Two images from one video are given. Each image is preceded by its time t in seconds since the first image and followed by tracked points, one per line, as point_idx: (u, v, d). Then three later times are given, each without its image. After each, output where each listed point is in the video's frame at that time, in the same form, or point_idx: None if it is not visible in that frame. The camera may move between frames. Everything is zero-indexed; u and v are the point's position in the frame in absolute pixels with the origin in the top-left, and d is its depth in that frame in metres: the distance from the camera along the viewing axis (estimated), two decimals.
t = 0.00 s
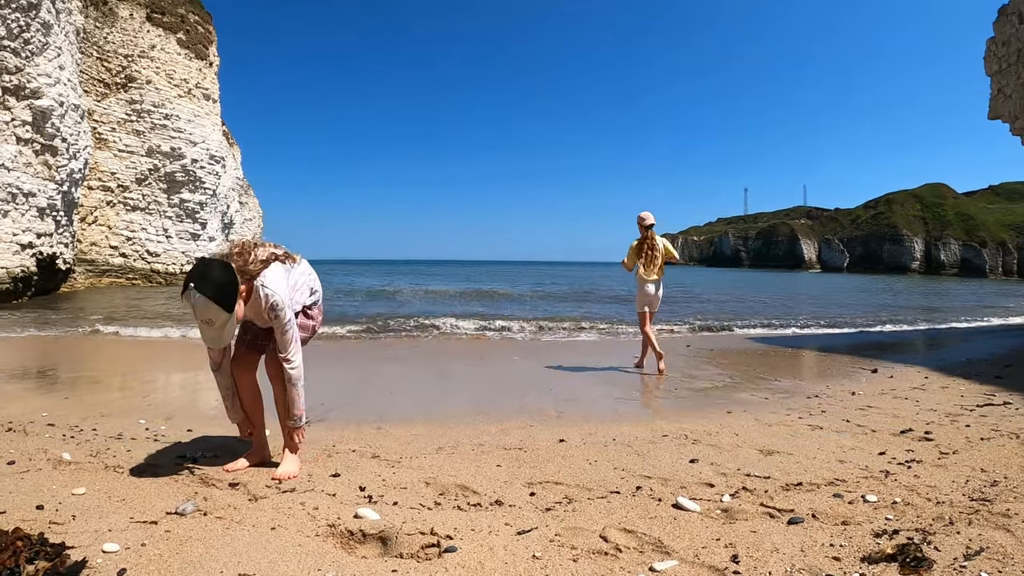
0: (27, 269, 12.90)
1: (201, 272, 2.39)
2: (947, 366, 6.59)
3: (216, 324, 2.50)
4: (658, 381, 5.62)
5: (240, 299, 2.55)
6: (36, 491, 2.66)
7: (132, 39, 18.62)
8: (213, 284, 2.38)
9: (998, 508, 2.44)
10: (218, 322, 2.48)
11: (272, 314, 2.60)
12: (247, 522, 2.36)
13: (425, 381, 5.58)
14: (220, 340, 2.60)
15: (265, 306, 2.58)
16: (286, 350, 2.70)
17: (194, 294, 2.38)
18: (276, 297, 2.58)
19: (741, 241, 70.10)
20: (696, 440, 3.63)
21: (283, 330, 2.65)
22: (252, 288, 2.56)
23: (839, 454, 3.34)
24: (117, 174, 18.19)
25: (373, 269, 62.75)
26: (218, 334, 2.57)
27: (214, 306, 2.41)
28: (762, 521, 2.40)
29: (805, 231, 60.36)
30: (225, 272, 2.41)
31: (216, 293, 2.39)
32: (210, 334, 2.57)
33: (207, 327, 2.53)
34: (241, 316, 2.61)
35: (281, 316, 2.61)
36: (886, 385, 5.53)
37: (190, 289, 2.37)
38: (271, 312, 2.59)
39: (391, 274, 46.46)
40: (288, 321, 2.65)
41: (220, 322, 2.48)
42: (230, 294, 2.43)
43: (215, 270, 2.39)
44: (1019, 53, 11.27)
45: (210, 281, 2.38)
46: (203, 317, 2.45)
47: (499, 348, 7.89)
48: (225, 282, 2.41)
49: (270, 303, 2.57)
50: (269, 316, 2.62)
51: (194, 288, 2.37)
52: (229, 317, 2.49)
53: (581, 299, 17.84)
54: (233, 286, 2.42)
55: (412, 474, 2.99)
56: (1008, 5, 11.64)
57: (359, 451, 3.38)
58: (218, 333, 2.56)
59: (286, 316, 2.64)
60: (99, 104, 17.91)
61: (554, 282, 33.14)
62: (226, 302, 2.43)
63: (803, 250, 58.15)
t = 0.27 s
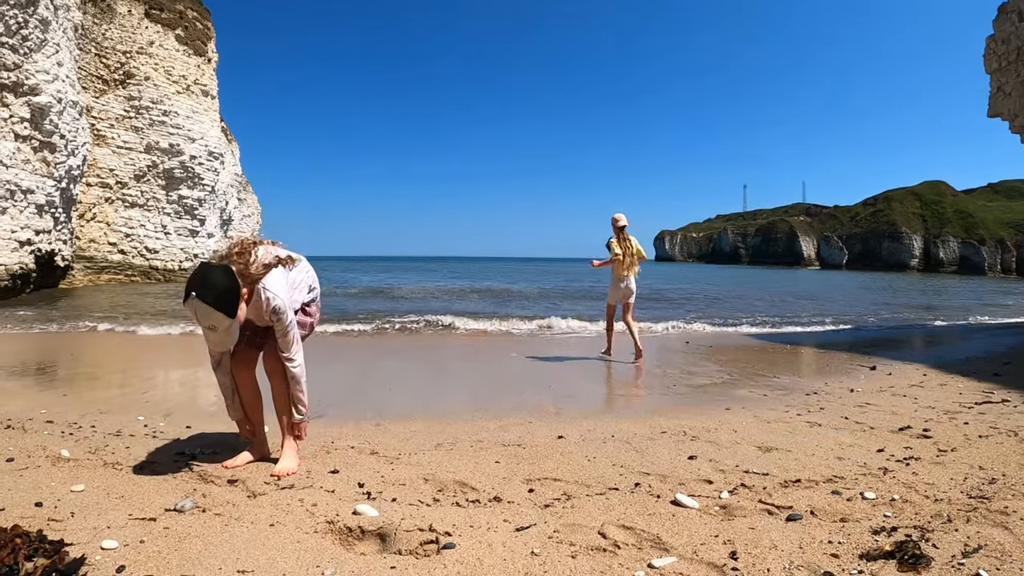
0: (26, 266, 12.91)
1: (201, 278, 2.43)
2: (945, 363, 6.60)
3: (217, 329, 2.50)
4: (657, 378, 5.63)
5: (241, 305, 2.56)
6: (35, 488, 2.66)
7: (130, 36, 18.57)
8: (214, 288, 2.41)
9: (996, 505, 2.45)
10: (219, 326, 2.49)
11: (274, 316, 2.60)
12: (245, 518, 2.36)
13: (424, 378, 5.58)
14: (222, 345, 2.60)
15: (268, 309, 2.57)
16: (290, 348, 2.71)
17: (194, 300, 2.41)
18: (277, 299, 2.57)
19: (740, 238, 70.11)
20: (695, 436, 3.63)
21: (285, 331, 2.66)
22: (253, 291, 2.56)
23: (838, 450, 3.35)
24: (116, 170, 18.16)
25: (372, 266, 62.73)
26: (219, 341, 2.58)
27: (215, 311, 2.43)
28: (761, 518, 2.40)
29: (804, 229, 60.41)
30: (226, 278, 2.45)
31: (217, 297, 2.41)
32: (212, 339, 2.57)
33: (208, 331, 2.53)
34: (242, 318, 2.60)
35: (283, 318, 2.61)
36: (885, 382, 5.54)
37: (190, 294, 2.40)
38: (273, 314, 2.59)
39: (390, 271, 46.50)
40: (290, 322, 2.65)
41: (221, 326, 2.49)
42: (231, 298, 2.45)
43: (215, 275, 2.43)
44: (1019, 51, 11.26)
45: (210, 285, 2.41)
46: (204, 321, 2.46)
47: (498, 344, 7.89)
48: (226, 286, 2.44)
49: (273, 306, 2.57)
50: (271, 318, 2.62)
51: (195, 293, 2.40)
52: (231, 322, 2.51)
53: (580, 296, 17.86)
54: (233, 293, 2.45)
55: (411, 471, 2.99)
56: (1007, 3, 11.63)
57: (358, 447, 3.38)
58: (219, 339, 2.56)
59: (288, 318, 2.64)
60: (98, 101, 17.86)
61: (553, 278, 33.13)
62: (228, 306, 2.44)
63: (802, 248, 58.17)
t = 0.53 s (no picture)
0: (24, 264, 12.93)
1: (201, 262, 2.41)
2: (943, 361, 6.61)
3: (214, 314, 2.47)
4: (654, 376, 5.63)
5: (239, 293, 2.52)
6: (33, 486, 2.65)
7: (128, 34, 18.52)
8: (213, 273, 2.38)
9: (995, 504, 2.45)
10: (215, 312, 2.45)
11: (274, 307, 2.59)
12: (243, 516, 2.36)
13: (422, 375, 5.57)
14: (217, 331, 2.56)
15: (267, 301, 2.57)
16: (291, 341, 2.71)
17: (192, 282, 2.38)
18: (276, 290, 2.57)
19: (738, 237, 70.15)
20: (693, 434, 3.64)
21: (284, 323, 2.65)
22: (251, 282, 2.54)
23: (836, 449, 3.35)
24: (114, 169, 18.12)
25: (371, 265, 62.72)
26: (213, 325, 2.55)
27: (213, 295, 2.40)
28: (758, 516, 2.40)
29: (803, 227, 60.47)
30: (225, 263, 2.41)
31: (216, 283, 2.38)
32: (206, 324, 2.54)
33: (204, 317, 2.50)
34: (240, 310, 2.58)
35: (282, 309, 2.60)
36: (883, 380, 5.55)
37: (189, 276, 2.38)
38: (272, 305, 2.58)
39: (388, 269, 46.53)
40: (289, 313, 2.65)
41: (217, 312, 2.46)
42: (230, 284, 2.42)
43: (215, 261, 2.39)
44: (1017, 51, 11.28)
45: (210, 269, 2.38)
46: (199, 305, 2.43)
47: (496, 342, 7.89)
48: (226, 273, 2.41)
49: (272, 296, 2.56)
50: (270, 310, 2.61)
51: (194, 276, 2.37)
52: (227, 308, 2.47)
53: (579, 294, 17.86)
54: (232, 277, 2.41)
55: (409, 468, 2.99)
56: (1006, 2, 11.63)
57: (356, 445, 3.38)
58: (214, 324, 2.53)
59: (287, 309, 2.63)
60: (96, 99, 17.82)
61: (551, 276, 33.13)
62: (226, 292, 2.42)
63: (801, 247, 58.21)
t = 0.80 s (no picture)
0: (23, 263, 12.95)
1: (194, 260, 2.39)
2: (942, 360, 6.62)
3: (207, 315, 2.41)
4: (653, 375, 5.63)
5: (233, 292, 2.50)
6: (32, 486, 2.65)
7: (126, 33, 18.49)
8: (207, 268, 2.36)
9: (993, 503, 2.45)
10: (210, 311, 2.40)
11: (268, 310, 2.59)
12: (242, 516, 2.36)
13: (420, 374, 5.57)
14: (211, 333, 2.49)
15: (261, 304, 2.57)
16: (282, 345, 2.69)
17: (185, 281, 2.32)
18: (271, 293, 2.57)
19: (737, 236, 70.18)
20: (692, 433, 3.64)
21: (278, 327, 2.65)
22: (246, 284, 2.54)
23: (834, 448, 3.35)
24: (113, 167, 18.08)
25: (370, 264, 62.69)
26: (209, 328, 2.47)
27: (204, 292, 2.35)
28: (757, 515, 2.40)
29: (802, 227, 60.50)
30: (218, 263, 2.40)
31: (211, 280, 2.35)
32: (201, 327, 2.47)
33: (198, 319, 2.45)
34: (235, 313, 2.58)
35: (277, 313, 2.61)
36: (882, 379, 5.55)
37: (180, 275, 2.33)
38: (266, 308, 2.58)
39: (386, 267, 46.60)
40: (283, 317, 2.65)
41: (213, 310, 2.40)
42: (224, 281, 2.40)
43: (206, 258, 2.38)
44: (1016, 50, 11.27)
45: (203, 265, 2.36)
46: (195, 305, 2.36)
47: (494, 341, 7.89)
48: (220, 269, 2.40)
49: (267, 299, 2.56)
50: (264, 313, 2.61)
51: (185, 274, 2.32)
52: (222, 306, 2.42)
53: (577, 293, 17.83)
54: (225, 277, 2.39)
55: (408, 467, 2.99)
56: (1005, 1, 11.62)
57: (355, 444, 3.38)
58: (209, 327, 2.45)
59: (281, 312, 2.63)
60: (94, 98, 17.78)
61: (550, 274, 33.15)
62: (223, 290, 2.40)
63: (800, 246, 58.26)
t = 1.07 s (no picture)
0: (21, 263, 13.00)
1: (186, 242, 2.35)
2: (939, 359, 6.63)
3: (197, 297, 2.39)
4: (650, 374, 5.64)
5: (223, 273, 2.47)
6: (29, 485, 2.64)
7: (124, 31, 18.45)
8: (198, 248, 2.32)
9: (990, 502, 2.46)
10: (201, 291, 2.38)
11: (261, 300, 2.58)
12: (240, 515, 2.35)
13: (418, 373, 5.57)
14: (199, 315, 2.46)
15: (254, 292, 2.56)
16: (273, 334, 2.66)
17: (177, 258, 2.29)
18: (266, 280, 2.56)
19: (735, 235, 70.25)
20: (690, 432, 3.64)
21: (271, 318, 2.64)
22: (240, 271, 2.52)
23: (832, 447, 3.36)
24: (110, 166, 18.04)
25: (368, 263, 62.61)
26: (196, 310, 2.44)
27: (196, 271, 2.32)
28: (756, 514, 2.40)
29: (800, 226, 60.56)
30: (211, 248, 2.35)
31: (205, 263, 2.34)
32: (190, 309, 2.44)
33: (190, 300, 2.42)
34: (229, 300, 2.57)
35: (270, 302, 2.59)
36: (879, 378, 5.56)
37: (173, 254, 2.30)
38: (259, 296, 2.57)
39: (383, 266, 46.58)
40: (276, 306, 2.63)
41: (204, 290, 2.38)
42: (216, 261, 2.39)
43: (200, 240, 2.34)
44: (1014, 49, 11.29)
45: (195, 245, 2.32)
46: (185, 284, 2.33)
47: (493, 340, 7.88)
48: (214, 252, 2.38)
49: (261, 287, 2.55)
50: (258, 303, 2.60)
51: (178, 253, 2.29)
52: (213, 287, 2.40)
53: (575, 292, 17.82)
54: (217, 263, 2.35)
55: (406, 467, 2.98)
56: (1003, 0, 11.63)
57: (352, 444, 3.37)
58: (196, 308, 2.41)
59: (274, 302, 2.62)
60: (92, 97, 17.73)
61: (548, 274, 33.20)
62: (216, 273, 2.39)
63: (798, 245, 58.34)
